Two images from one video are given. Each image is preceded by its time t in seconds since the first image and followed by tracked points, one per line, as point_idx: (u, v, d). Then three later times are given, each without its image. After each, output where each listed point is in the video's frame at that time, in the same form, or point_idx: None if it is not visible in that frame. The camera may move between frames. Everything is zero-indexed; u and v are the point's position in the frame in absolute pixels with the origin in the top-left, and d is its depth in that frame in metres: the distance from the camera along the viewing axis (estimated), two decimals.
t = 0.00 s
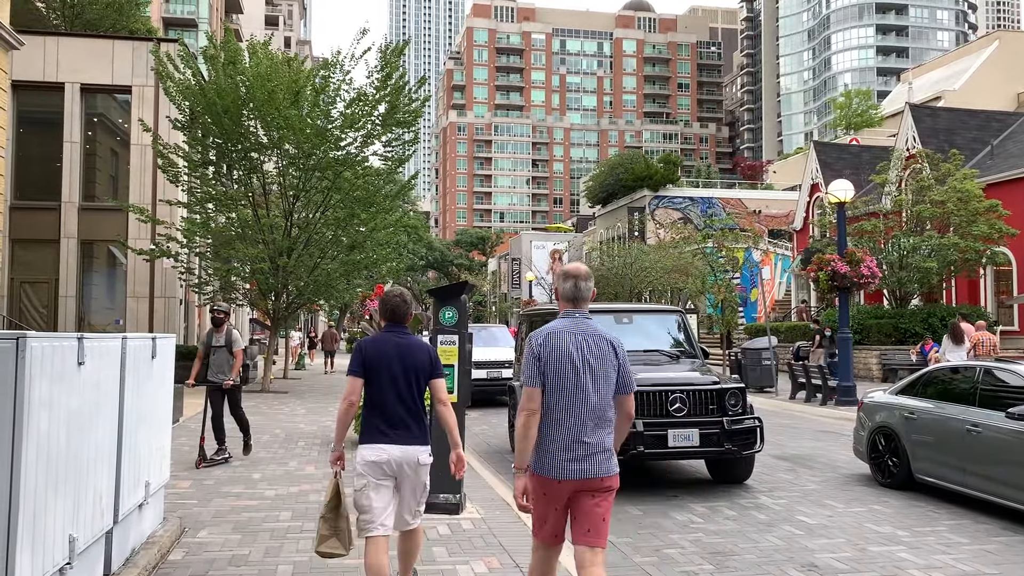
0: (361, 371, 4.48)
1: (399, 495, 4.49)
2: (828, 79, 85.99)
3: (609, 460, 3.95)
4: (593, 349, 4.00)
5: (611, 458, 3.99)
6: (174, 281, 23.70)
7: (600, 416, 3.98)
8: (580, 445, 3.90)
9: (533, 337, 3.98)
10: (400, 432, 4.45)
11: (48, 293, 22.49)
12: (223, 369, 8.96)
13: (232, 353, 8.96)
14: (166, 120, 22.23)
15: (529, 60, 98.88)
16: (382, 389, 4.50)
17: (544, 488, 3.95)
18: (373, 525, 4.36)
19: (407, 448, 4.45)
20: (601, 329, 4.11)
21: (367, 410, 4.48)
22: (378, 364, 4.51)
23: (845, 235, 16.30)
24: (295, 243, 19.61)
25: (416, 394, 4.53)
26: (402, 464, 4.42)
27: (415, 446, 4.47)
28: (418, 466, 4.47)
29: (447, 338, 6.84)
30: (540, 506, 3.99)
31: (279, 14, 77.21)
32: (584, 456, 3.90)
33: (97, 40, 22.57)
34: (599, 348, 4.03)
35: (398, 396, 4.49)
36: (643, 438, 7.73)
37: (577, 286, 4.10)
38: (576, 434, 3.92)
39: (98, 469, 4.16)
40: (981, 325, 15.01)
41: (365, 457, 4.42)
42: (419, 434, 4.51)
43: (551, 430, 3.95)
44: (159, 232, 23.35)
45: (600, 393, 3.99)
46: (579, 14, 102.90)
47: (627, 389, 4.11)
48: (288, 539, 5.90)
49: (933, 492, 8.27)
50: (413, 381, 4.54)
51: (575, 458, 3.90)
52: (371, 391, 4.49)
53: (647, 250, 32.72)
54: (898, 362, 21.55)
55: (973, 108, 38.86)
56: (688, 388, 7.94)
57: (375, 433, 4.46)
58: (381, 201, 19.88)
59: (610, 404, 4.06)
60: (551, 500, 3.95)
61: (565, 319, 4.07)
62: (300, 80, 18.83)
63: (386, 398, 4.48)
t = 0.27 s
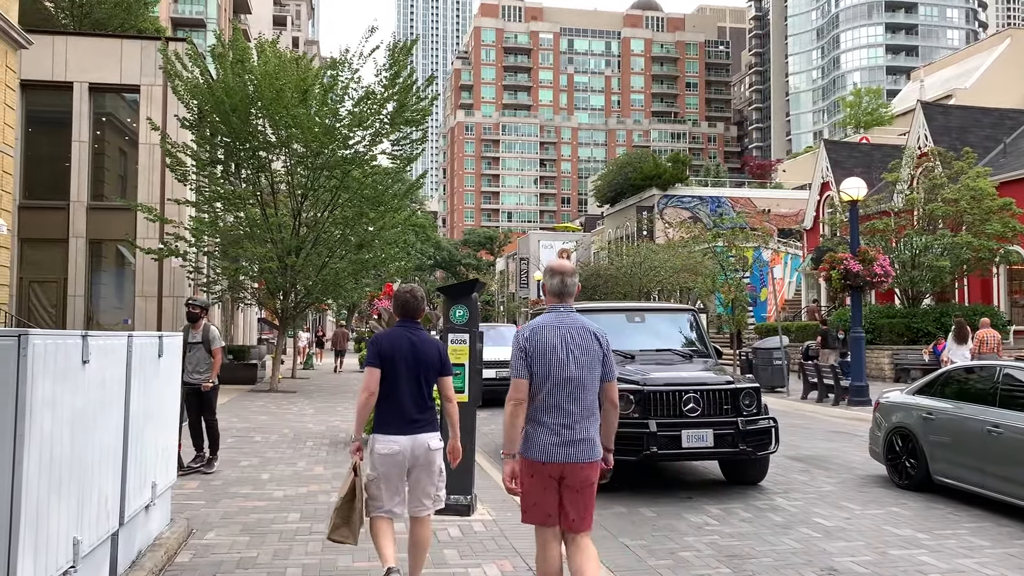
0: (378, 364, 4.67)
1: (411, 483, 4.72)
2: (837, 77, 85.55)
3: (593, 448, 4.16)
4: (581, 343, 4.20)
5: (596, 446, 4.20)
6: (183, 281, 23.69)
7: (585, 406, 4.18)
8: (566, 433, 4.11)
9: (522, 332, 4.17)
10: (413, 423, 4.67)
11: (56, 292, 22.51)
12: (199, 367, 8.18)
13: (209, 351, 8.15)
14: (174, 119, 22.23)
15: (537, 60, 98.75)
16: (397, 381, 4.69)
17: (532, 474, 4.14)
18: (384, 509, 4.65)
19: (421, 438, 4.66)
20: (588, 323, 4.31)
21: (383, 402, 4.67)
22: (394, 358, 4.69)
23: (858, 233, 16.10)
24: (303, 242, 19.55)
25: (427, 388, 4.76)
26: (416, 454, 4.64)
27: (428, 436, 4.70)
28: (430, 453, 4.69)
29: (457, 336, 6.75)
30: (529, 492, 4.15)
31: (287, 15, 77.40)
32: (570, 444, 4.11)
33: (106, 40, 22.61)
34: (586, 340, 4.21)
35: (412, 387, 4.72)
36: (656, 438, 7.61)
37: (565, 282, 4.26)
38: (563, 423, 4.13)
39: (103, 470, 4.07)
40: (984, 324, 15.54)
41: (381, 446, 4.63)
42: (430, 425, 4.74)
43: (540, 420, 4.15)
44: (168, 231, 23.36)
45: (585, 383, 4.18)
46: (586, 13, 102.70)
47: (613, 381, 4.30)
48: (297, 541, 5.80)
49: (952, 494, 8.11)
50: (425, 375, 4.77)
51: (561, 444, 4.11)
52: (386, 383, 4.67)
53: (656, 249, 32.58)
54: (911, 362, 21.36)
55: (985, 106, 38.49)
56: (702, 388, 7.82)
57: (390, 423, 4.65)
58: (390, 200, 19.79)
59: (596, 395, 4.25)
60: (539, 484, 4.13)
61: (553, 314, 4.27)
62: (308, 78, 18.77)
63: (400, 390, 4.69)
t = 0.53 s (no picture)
0: (382, 369, 4.80)
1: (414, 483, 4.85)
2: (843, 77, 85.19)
3: (577, 447, 4.33)
4: (563, 347, 4.42)
5: (580, 444, 4.36)
6: (187, 281, 23.60)
7: (568, 407, 4.38)
8: (546, 432, 4.34)
9: (506, 338, 4.48)
10: (416, 425, 4.80)
11: (61, 293, 22.48)
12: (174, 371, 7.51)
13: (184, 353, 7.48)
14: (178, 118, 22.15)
15: (542, 59, 98.60)
16: (400, 385, 4.83)
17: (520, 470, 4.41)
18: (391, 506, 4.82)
19: (423, 440, 4.79)
20: (576, 329, 4.50)
21: (387, 405, 4.80)
22: (398, 363, 4.83)
23: (869, 233, 15.89)
24: (309, 242, 19.46)
25: (429, 391, 4.90)
26: (419, 455, 4.77)
27: (430, 438, 4.83)
28: (431, 454, 4.81)
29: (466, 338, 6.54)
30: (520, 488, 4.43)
31: (292, 15, 77.42)
32: (551, 441, 4.33)
33: (111, 39, 22.55)
34: (569, 344, 4.43)
35: (414, 390, 4.86)
36: (667, 442, 7.49)
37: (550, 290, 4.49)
38: (545, 422, 4.36)
39: (105, 476, 3.96)
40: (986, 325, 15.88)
41: (386, 448, 4.76)
42: (432, 428, 4.87)
43: (523, 420, 4.42)
44: (173, 231, 23.29)
45: (569, 384, 4.40)
46: (592, 13, 102.44)
47: (602, 381, 4.42)
48: (303, 547, 5.69)
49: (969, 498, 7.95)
50: (427, 379, 4.91)
51: (542, 443, 4.34)
52: (390, 387, 4.81)
53: (663, 249, 32.41)
54: (921, 364, 21.19)
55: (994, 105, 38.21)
56: (714, 391, 7.69)
57: (394, 425, 4.78)
58: (396, 200, 19.68)
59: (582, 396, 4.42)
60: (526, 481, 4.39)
61: (542, 322, 4.54)
62: (314, 77, 18.68)
63: (403, 394, 4.83)
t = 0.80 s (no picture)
0: (374, 363, 4.98)
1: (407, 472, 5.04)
2: (847, 76, 84.90)
3: (572, 437, 4.56)
4: (557, 343, 4.64)
5: (574, 435, 4.59)
6: (191, 281, 23.50)
7: (563, 400, 4.60)
8: (543, 424, 4.55)
9: (503, 333, 4.66)
10: (408, 416, 4.99)
11: (64, 293, 22.42)
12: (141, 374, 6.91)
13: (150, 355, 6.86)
14: (181, 117, 22.07)
15: (546, 59, 98.48)
16: (391, 378, 5.02)
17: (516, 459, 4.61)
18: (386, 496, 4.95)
19: (415, 430, 4.97)
20: (569, 327, 4.74)
21: (380, 398, 4.97)
22: (390, 357, 5.02)
23: (877, 233, 15.74)
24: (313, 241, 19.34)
25: (420, 383, 5.09)
26: (411, 445, 4.96)
27: (422, 428, 5.03)
28: (423, 444, 5.00)
29: (473, 338, 6.43)
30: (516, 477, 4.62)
31: (296, 15, 77.42)
32: (547, 433, 4.54)
33: (114, 38, 22.46)
34: (562, 341, 4.65)
35: (406, 383, 5.04)
36: (677, 444, 7.37)
37: (546, 289, 4.72)
38: (542, 414, 4.57)
39: (105, 481, 3.85)
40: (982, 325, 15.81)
41: (381, 439, 4.93)
42: (423, 419, 5.06)
43: (520, 412, 4.62)
44: (176, 230, 23.20)
45: (564, 378, 4.61)
46: (595, 12, 102.25)
47: (593, 377, 4.65)
48: (308, 552, 5.58)
49: (984, 501, 7.80)
50: (417, 372, 5.10)
51: (538, 433, 4.55)
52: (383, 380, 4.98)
53: (668, 250, 32.29)
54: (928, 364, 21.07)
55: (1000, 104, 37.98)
56: (725, 392, 7.56)
57: (387, 417, 4.96)
58: (400, 199, 19.55)
59: (575, 389, 4.64)
60: (522, 470, 4.59)
61: (536, 320, 4.76)
62: (317, 76, 18.59)
63: (395, 386, 5.01)
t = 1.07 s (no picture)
0: (364, 365, 5.13)
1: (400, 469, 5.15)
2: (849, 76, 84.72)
3: (561, 434, 4.63)
4: (544, 344, 4.71)
5: (562, 432, 4.66)
6: (192, 281, 23.43)
7: (552, 399, 4.67)
8: (533, 423, 4.59)
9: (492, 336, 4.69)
10: (399, 414, 5.10)
11: (65, 293, 22.36)
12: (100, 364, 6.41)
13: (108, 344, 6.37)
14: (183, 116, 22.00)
15: (547, 58, 98.36)
16: (382, 378, 5.15)
17: (506, 457, 4.64)
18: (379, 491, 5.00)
19: (406, 428, 5.08)
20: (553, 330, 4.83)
21: (371, 398, 5.11)
22: (379, 359, 5.17)
23: (882, 232, 15.64)
24: (315, 241, 19.24)
25: (410, 383, 5.22)
26: (403, 442, 5.07)
27: (413, 425, 5.14)
28: (414, 442, 5.11)
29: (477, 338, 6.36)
30: (506, 474, 4.66)
31: (297, 14, 77.34)
32: (537, 430, 4.59)
33: (115, 37, 22.41)
34: (549, 342, 4.72)
35: (396, 382, 5.17)
36: (684, 445, 7.29)
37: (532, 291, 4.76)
38: (532, 413, 4.61)
39: (103, 483, 3.77)
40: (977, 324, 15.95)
41: (372, 436, 5.05)
42: (415, 417, 5.17)
43: (511, 411, 4.64)
44: (178, 230, 23.13)
45: (552, 378, 4.69)
46: (596, 12, 102.13)
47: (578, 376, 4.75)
48: (311, 555, 5.49)
49: (994, 502, 7.70)
50: (408, 372, 5.23)
51: (529, 431, 4.59)
52: (372, 380, 5.12)
53: (670, 249, 32.18)
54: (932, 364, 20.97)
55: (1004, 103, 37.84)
56: (732, 393, 7.47)
57: (378, 416, 5.08)
58: (402, 198, 19.47)
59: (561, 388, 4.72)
60: (513, 467, 4.63)
61: (521, 322, 4.81)
62: (319, 75, 18.53)
63: (386, 386, 5.13)
